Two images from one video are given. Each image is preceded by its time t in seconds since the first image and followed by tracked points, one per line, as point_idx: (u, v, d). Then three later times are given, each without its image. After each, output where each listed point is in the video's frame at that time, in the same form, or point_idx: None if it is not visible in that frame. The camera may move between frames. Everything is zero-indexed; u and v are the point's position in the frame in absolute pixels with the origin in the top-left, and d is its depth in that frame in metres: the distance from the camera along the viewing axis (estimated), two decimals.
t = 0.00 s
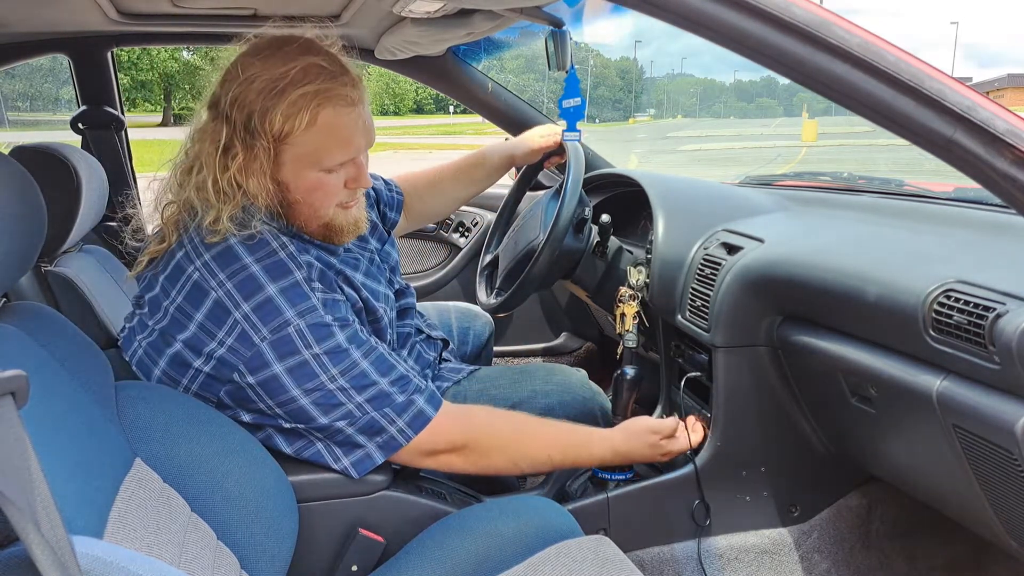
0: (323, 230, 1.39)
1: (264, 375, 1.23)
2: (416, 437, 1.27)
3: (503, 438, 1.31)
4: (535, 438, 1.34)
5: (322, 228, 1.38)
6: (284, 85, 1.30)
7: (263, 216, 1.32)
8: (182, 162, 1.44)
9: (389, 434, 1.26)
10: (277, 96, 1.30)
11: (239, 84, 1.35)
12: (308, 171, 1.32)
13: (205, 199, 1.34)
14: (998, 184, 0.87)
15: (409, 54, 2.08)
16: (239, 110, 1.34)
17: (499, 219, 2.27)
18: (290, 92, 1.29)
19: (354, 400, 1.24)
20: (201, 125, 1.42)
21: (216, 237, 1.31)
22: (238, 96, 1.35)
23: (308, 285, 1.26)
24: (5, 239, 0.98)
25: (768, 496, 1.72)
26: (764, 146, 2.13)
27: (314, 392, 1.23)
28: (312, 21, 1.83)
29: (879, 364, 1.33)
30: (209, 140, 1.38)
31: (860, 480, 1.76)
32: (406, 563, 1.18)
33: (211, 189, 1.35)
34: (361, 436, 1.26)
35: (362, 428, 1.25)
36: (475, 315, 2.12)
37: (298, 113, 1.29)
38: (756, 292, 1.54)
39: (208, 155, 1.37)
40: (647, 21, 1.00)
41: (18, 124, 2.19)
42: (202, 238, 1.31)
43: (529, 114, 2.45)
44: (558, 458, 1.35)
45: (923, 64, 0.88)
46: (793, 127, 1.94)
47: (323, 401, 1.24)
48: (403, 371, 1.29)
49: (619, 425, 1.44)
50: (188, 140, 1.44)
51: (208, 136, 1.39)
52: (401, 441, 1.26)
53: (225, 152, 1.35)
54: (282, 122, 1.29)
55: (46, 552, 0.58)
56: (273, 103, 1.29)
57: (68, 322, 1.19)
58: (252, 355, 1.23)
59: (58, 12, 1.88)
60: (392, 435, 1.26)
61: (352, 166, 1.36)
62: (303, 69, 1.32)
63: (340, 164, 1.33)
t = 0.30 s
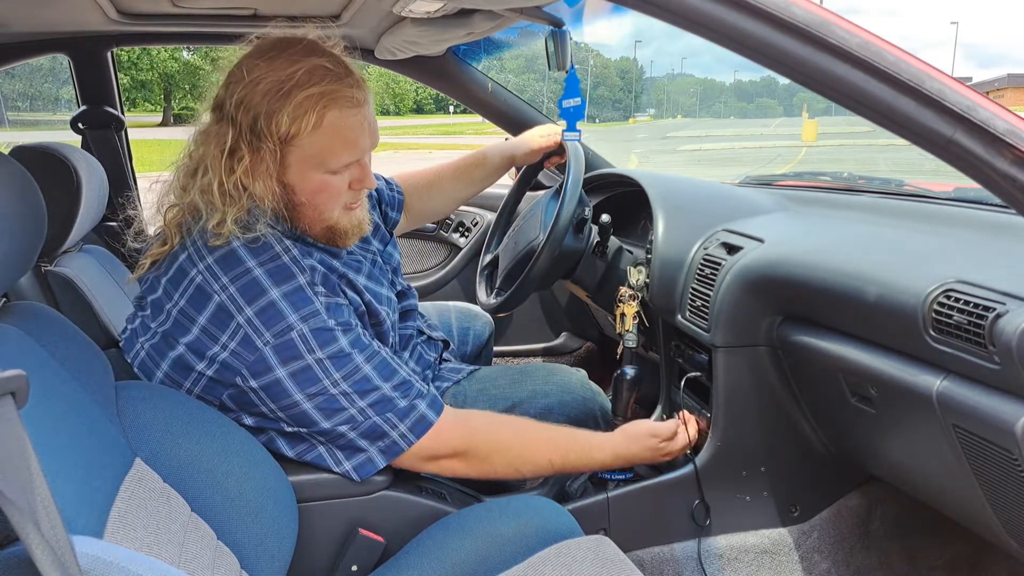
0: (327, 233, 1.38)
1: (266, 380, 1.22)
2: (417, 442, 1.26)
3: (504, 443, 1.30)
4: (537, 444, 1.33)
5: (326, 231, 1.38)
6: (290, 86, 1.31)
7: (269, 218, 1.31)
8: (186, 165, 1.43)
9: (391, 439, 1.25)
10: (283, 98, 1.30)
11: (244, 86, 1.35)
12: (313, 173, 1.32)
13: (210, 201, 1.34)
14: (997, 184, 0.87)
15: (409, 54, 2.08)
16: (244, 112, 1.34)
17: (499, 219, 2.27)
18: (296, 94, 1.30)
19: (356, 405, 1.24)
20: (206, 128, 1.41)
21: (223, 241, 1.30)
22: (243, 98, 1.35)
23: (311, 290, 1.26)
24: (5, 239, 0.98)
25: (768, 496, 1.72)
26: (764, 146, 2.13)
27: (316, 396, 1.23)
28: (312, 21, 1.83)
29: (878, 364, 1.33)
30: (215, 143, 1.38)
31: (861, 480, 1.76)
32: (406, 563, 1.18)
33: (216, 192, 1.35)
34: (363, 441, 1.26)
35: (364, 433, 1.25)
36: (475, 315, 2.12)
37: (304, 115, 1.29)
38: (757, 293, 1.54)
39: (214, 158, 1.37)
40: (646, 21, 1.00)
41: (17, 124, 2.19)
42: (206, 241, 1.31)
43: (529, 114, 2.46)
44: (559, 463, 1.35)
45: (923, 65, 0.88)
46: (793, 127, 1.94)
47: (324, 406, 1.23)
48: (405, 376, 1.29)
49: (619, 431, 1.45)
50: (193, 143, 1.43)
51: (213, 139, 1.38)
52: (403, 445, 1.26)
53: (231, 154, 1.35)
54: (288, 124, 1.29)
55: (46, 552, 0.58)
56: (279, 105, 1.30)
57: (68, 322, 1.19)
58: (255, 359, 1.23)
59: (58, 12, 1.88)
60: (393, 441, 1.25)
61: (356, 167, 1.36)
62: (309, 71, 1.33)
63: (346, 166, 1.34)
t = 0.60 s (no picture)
0: (334, 230, 1.39)
1: (253, 387, 1.22)
2: (402, 458, 1.26)
3: (492, 452, 1.30)
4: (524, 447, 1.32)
5: (334, 229, 1.39)
6: (308, 81, 1.30)
7: (279, 221, 1.32)
8: (195, 164, 1.41)
9: (376, 454, 1.25)
10: (302, 92, 1.30)
11: (261, 81, 1.34)
12: (330, 168, 1.32)
13: (227, 199, 1.32)
14: (997, 184, 0.87)
15: (409, 54, 2.08)
16: (262, 107, 1.32)
17: (499, 219, 2.27)
18: (314, 88, 1.30)
19: (342, 417, 1.23)
20: (218, 124, 1.39)
21: (242, 233, 1.30)
22: (259, 93, 1.33)
23: (303, 296, 1.26)
24: (5, 239, 0.98)
25: (768, 496, 1.72)
26: (764, 146, 2.12)
27: (303, 406, 1.22)
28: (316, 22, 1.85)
29: (878, 364, 1.33)
30: (230, 139, 1.35)
31: (860, 480, 1.76)
32: (406, 563, 1.18)
33: (233, 188, 1.33)
34: (348, 455, 1.25)
35: (348, 447, 1.24)
36: (476, 315, 2.11)
37: (323, 109, 1.29)
38: (757, 293, 1.54)
39: (230, 155, 1.35)
40: (647, 21, 1.00)
41: (17, 124, 2.18)
42: (201, 244, 1.31)
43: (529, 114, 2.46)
44: (549, 456, 1.34)
45: (923, 65, 0.88)
46: (793, 127, 1.94)
47: (310, 416, 1.23)
48: (394, 390, 1.28)
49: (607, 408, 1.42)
50: (204, 140, 1.41)
51: (229, 135, 1.36)
52: (388, 461, 1.25)
53: (249, 151, 1.33)
54: (307, 118, 1.29)
55: (46, 553, 0.58)
56: (298, 100, 1.29)
57: (69, 321, 1.19)
58: (243, 365, 1.22)
59: (58, 12, 1.88)
60: (378, 456, 1.25)
61: (368, 164, 1.36)
62: (325, 66, 1.33)
63: (359, 162, 1.34)
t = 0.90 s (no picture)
0: (337, 233, 1.39)
1: (252, 391, 1.22)
2: (403, 461, 1.26)
3: (492, 456, 1.31)
4: (522, 452, 1.34)
5: (337, 231, 1.38)
6: (315, 83, 1.30)
7: (283, 224, 1.31)
8: (199, 167, 1.40)
9: (376, 458, 1.25)
10: (308, 94, 1.29)
11: (267, 83, 1.33)
12: (335, 171, 1.31)
13: (233, 202, 1.31)
14: (997, 184, 0.87)
15: (409, 54, 2.08)
16: (268, 109, 1.31)
17: (499, 219, 2.27)
18: (321, 90, 1.29)
19: (342, 420, 1.23)
20: (222, 125, 1.37)
21: (247, 236, 1.29)
22: (265, 95, 1.32)
23: (302, 301, 1.25)
24: (4, 240, 0.98)
25: (768, 496, 1.72)
26: (764, 146, 2.12)
27: (302, 410, 1.22)
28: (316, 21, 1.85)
29: (878, 364, 1.33)
30: (235, 141, 1.34)
31: (860, 480, 1.75)
32: (405, 563, 1.18)
33: (238, 190, 1.31)
34: (348, 459, 1.25)
35: (349, 451, 1.24)
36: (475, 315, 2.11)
37: (330, 111, 1.28)
38: (757, 293, 1.54)
39: (236, 158, 1.32)
40: (647, 21, 1.00)
41: (18, 124, 2.17)
42: (201, 248, 1.30)
43: (529, 114, 2.46)
44: (550, 459, 1.36)
45: (922, 65, 0.88)
46: (793, 127, 1.94)
47: (310, 420, 1.23)
48: (395, 392, 1.28)
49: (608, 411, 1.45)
50: (209, 139, 1.40)
51: (234, 137, 1.34)
52: (388, 464, 1.25)
53: (255, 153, 1.31)
54: (314, 121, 1.28)
55: (46, 552, 0.58)
56: (305, 101, 1.28)
57: (68, 322, 1.19)
58: (241, 370, 1.22)
59: (58, 12, 1.88)
60: (378, 459, 1.25)
61: (372, 166, 1.35)
62: (332, 68, 1.32)
63: (363, 163, 1.33)
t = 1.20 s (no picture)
0: (339, 245, 1.38)
1: (255, 400, 1.22)
2: (406, 465, 1.27)
3: (495, 455, 1.34)
4: (523, 451, 1.37)
5: (339, 243, 1.37)
6: (325, 96, 1.29)
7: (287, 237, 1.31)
8: (200, 173, 1.39)
9: (380, 462, 1.26)
10: (318, 107, 1.28)
11: (276, 94, 1.32)
12: (342, 184, 1.30)
13: (238, 213, 1.30)
14: (997, 184, 0.87)
15: (409, 54, 2.08)
16: (277, 121, 1.30)
17: (499, 219, 2.27)
18: (330, 103, 1.28)
19: (346, 427, 1.24)
20: (229, 134, 1.36)
21: (250, 247, 1.29)
22: (274, 106, 1.31)
23: (303, 309, 1.26)
24: (4, 240, 0.98)
25: (767, 496, 1.72)
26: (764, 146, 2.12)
27: (306, 418, 1.23)
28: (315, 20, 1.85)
29: (878, 364, 1.34)
30: (243, 152, 1.32)
31: (861, 480, 1.75)
32: (405, 563, 1.18)
33: (244, 202, 1.30)
34: (352, 463, 1.25)
35: (353, 456, 1.25)
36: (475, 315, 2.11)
37: (338, 125, 1.27)
38: (756, 294, 1.54)
39: (242, 168, 1.32)
40: (647, 21, 1.00)
41: (17, 124, 2.16)
42: (202, 256, 1.30)
43: (529, 114, 2.46)
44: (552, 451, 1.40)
45: (923, 65, 0.88)
46: (793, 127, 1.94)
47: (314, 427, 1.23)
48: (398, 397, 1.29)
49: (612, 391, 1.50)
50: (214, 144, 1.40)
51: (241, 146, 1.33)
52: (391, 469, 1.26)
53: (262, 165, 1.30)
54: (322, 133, 1.27)
55: (46, 552, 0.58)
56: (314, 114, 1.27)
57: (68, 322, 1.19)
58: (244, 379, 1.22)
59: (57, 12, 1.88)
60: (382, 464, 1.26)
61: (379, 180, 1.34)
62: (342, 80, 1.31)
63: (370, 177, 1.32)
